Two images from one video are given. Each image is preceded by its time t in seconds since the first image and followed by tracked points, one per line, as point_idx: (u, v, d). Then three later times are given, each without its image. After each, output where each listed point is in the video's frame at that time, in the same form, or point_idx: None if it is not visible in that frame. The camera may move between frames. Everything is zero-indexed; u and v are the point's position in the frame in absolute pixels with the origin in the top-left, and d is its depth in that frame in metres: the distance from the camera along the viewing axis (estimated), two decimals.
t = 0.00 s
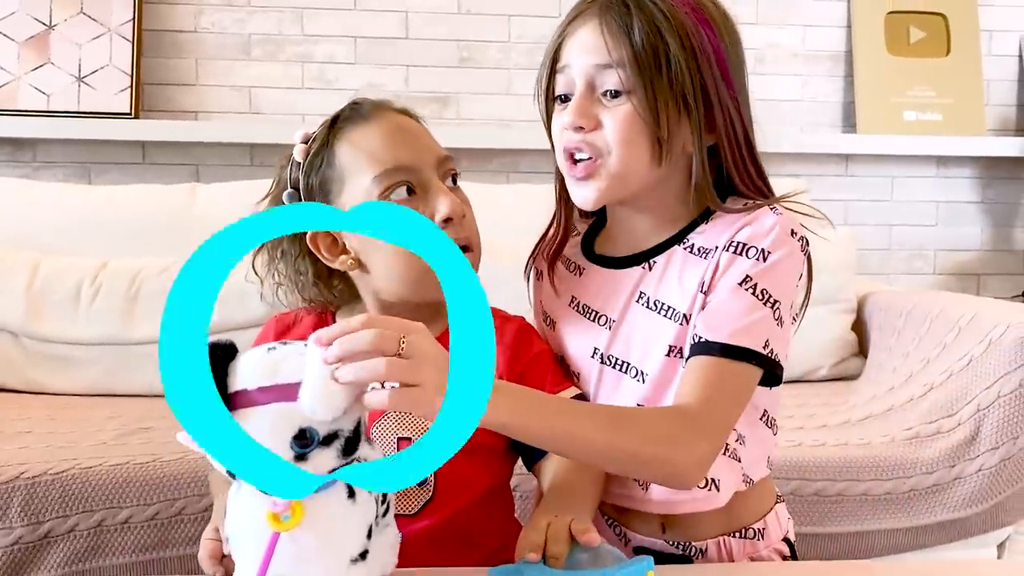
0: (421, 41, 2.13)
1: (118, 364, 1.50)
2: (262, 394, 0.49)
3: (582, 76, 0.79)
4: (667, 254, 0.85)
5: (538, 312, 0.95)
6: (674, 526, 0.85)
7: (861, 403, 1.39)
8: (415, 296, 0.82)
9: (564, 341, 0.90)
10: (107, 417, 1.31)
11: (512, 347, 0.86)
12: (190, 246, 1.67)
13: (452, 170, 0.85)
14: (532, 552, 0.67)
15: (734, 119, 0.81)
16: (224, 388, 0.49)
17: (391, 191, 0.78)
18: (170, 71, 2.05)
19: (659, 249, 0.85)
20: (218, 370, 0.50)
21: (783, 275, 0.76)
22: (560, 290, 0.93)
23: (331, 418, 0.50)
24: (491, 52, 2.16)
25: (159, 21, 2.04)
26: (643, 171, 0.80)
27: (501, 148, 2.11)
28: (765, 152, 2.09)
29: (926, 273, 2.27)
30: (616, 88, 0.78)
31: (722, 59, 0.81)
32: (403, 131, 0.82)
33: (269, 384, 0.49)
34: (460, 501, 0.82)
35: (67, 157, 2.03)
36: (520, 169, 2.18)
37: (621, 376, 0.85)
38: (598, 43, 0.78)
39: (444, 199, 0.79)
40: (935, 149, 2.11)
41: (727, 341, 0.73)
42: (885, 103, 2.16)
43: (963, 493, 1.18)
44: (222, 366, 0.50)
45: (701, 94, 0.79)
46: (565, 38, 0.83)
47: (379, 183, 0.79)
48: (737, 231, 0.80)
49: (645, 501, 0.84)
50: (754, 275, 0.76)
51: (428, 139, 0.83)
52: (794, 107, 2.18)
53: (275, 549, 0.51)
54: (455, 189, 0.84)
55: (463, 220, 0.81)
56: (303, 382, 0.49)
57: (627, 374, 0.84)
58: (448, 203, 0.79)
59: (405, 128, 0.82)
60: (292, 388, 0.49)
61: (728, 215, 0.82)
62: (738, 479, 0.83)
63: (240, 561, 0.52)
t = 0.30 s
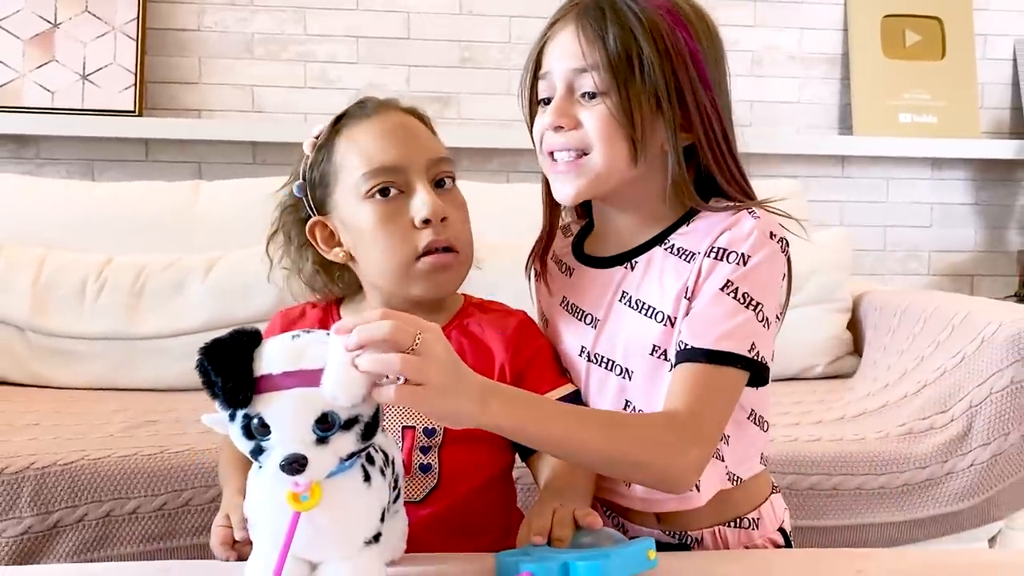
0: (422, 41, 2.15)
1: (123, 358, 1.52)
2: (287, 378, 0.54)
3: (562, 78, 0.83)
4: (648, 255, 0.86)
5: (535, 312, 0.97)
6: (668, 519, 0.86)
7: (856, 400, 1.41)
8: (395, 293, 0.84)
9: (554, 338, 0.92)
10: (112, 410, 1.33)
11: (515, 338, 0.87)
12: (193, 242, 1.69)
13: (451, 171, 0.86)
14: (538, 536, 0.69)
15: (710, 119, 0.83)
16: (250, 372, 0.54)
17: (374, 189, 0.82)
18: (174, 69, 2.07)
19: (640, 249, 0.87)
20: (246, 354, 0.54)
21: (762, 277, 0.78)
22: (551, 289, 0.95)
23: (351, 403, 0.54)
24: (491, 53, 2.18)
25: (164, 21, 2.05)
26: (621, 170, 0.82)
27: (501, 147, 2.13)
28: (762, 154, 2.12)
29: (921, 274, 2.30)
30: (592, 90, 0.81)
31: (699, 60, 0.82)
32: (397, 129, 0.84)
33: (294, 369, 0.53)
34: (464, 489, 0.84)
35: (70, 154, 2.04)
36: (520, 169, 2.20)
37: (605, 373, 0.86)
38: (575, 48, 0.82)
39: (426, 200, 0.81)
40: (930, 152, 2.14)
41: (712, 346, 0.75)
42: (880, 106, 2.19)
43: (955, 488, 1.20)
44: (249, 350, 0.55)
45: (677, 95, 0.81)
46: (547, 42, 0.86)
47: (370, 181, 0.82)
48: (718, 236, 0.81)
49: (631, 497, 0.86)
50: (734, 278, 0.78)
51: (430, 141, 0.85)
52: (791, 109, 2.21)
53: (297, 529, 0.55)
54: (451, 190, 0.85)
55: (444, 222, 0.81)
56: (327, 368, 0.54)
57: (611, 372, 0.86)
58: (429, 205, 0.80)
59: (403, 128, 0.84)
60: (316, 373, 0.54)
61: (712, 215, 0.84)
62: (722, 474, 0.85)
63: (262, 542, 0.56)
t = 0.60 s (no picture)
0: (422, 43, 2.17)
1: (127, 355, 1.53)
2: (299, 368, 0.56)
3: (552, 86, 0.84)
4: (640, 256, 0.89)
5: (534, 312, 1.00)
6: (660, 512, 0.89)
7: (848, 399, 1.43)
8: (381, 292, 0.88)
9: (552, 335, 0.95)
10: (117, 406, 1.35)
11: (515, 334, 0.89)
12: (195, 241, 1.71)
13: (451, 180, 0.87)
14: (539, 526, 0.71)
15: (696, 121, 0.85)
16: (264, 362, 0.56)
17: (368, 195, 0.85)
18: (176, 70, 2.09)
19: (634, 250, 0.89)
20: (259, 346, 0.56)
21: (749, 278, 0.80)
22: (548, 289, 0.97)
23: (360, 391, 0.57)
24: (490, 55, 2.20)
25: (166, 21, 2.07)
26: (612, 173, 0.84)
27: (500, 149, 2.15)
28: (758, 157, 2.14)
29: (913, 276, 2.33)
30: (583, 96, 0.82)
31: (683, 65, 0.85)
32: (396, 135, 0.86)
33: (307, 360, 0.56)
34: (465, 483, 0.86)
35: (72, 153, 2.06)
36: (518, 170, 2.23)
37: (601, 370, 0.89)
38: (564, 56, 0.84)
39: (410, 211, 0.83)
40: (924, 155, 2.17)
41: (702, 344, 0.77)
42: (874, 110, 2.22)
43: (946, 485, 1.23)
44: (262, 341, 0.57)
45: (663, 99, 0.83)
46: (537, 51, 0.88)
47: (368, 186, 0.84)
48: (708, 238, 0.83)
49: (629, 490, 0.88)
50: (723, 279, 0.80)
51: (432, 151, 0.86)
52: (786, 113, 2.24)
53: (310, 514, 0.58)
54: (447, 203, 0.86)
55: (425, 236, 0.83)
56: (337, 360, 0.56)
57: (606, 369, 0.88)
58: (411, 219, 0.82)
59: (404, 135, 0.86)
60: (327, 364, 0.56)
61: (703, 216, 0.86)
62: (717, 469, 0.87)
63: (278, 528, 0.59)
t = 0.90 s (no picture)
0: (422, 45, 2.19)
1: (131, 353, 1.54)
2: (322, 364, 0.58)
3: (573, 84, 0.87)
4: (653, 257, 0.90)
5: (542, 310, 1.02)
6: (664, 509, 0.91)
7: (846, 400, 1.45)
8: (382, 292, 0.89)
9: (562, 333, 0.97)
10: (123, 404, 1.36)
11: (521, 334, 0.91)
12: (199, 241, 1.72)
13: (454, 185, 0.88)
14: (549, 518, 0.73)
15: (712, 123, 0.87)
16: (288, 357, 0.58)
17: (372, 197, 0.86)
18: (177, 70, 2.10)
19: (646, 251, 0.91)
20: (284, 340, 0.58)
21: (759, 281, 0.82)
22: (559, 287, 0.99)
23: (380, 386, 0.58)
24: (490, 57, 2.22)
25: (169, 22, 2.08)
26: (626, 172, 0.85)
27: (500, 150, 2.17)
28: (755, 160, 2.17)
29: (908, 278, 2.35)
30: (602, 94, 0.85)
31: (702, 69, 0.87)
32: (405, 139, 0.87)
33: (329, 355, 0.58)
34: (472, 478, 0.87)
35: (74, 153, 2.06)
36: (518, 171, 2.24)
37: (610, 367, 0.90)
38: (586, 55, 0.86)
39: (408, 215, 0.84)
40: (919, 159, 2.20)
41: (710, 344, 0.79)
42: (871, 114, 2.24)
43: (942, 484, 1.24)
44: (286, 335, 0.59)
45: (681, 101, 0.85)
46: (560, 51, 0.90)
47: (372, 187, 0.86)
48: (720, 239, 0.85)
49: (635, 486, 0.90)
50: (733, 281, 0.82)
51: (436, 156, 0.87)
52: (783, 116, 2.26)
53: (330, 507, 0.59)
54: (448, 208, 0.87)
55: (421, 240, 0.84)
56: (358, 355, 0.58)
57: (615, 366, 0.90)
58: (408, 224, 0.83)
59: (410, 139, 0.87)
60: (348, 360, 0.58)
61: (716, 217, 0.87)
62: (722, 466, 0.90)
63: (299, 520, 0.60)
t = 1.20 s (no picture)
0: (421, 46, 2.20)
1: (134, 349, 1.56)
2: (336, 354, 0.59)
3: (607, 71, 0.89)
4: (675, 257, 0.92)
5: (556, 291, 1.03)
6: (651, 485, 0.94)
7: (842, 396, 1.48)
8: (391, 288, 0.91)
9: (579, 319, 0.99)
10: (127, 399, 1.37)
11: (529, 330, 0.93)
12: (201, 238, 1.73)
13: (461, 185, 0.90)
14: (557, 504, 0.75)
15: (739, 129, 0.85)
16: (303, 348, 0.59)
17: (380, 196, 0.87)
18: (178, 69, 2.11)
19: (666, 252, 0.92)
20: (299, 331, 0.60)
21: (784, 300, 0.83)
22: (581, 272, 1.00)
23: (393, 374, 0.60)
24: (489, 58, 2.24)
25: (170, 21, 2.09)
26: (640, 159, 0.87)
27: (499, 150, 2.19)
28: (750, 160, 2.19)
29: (901, 279, 2.38)
30: (621, 80, 0.87)
31: (740, 72, 0.85)
32: (413, 141, 0.89)
33: (343, 345, 0.59)
34: (478, 469, 0.89)
35: (75, 151, 2.07)
36: (516, 171, 2.26)
37: (623, 356, 0.94)
38: (621, 47, 0.88)
39: (417, 215, 0.86)
40: (911, 160, 2.22)
41: (738, 362, 0.80)
42: (864, 116, 2.27)
43: (935, 479, 1.26)
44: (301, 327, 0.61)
45: (708, 93, 0.84)
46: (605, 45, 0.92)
47: (381, 187, 0.87)
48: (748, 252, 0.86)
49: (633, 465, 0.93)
50: (756, 298, 0.83)
51: (445, 157, 0.89)
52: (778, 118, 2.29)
53: (345, 493, 0.61)
54: (456, 208, 0.88)
55: (430, 240, 0.86)
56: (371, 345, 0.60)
57: (632, 358, 0.93)
58: (416, 223, 0.85)
59: (417, 140, 0.89)
60: (361, 349, 0.60)
61: (742, 222, 0.88)
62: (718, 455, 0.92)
63: (316, 506, 0.62)
